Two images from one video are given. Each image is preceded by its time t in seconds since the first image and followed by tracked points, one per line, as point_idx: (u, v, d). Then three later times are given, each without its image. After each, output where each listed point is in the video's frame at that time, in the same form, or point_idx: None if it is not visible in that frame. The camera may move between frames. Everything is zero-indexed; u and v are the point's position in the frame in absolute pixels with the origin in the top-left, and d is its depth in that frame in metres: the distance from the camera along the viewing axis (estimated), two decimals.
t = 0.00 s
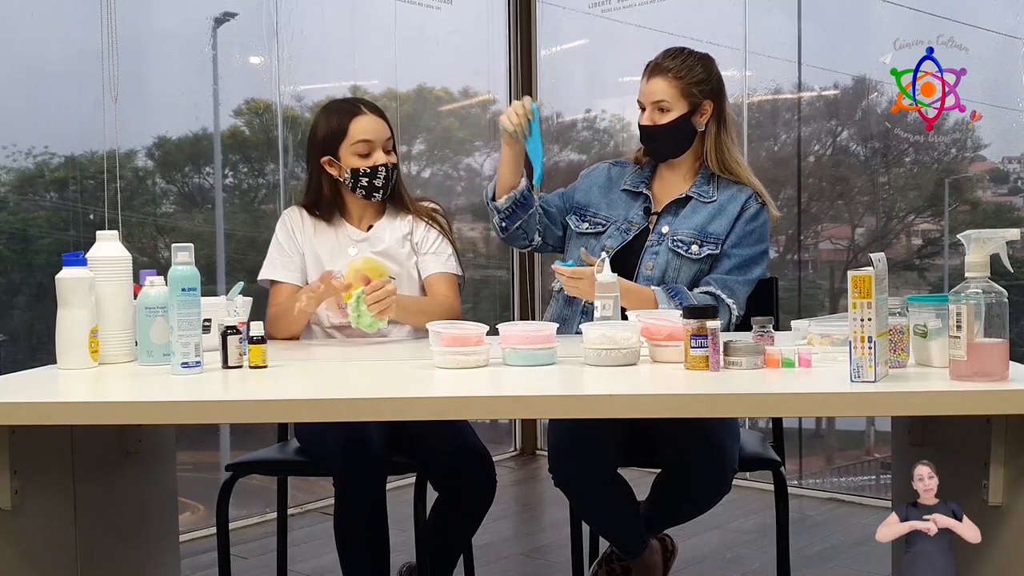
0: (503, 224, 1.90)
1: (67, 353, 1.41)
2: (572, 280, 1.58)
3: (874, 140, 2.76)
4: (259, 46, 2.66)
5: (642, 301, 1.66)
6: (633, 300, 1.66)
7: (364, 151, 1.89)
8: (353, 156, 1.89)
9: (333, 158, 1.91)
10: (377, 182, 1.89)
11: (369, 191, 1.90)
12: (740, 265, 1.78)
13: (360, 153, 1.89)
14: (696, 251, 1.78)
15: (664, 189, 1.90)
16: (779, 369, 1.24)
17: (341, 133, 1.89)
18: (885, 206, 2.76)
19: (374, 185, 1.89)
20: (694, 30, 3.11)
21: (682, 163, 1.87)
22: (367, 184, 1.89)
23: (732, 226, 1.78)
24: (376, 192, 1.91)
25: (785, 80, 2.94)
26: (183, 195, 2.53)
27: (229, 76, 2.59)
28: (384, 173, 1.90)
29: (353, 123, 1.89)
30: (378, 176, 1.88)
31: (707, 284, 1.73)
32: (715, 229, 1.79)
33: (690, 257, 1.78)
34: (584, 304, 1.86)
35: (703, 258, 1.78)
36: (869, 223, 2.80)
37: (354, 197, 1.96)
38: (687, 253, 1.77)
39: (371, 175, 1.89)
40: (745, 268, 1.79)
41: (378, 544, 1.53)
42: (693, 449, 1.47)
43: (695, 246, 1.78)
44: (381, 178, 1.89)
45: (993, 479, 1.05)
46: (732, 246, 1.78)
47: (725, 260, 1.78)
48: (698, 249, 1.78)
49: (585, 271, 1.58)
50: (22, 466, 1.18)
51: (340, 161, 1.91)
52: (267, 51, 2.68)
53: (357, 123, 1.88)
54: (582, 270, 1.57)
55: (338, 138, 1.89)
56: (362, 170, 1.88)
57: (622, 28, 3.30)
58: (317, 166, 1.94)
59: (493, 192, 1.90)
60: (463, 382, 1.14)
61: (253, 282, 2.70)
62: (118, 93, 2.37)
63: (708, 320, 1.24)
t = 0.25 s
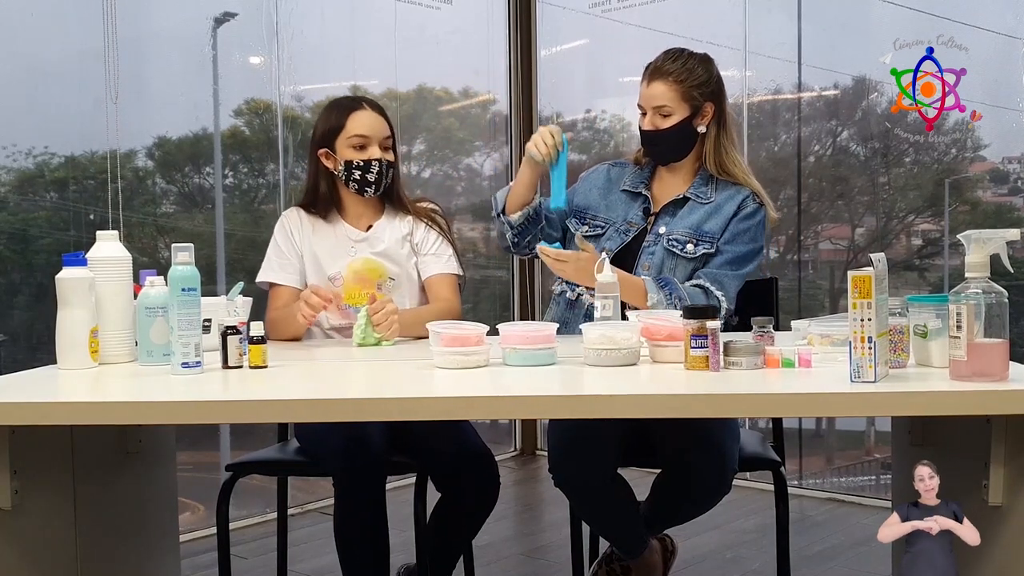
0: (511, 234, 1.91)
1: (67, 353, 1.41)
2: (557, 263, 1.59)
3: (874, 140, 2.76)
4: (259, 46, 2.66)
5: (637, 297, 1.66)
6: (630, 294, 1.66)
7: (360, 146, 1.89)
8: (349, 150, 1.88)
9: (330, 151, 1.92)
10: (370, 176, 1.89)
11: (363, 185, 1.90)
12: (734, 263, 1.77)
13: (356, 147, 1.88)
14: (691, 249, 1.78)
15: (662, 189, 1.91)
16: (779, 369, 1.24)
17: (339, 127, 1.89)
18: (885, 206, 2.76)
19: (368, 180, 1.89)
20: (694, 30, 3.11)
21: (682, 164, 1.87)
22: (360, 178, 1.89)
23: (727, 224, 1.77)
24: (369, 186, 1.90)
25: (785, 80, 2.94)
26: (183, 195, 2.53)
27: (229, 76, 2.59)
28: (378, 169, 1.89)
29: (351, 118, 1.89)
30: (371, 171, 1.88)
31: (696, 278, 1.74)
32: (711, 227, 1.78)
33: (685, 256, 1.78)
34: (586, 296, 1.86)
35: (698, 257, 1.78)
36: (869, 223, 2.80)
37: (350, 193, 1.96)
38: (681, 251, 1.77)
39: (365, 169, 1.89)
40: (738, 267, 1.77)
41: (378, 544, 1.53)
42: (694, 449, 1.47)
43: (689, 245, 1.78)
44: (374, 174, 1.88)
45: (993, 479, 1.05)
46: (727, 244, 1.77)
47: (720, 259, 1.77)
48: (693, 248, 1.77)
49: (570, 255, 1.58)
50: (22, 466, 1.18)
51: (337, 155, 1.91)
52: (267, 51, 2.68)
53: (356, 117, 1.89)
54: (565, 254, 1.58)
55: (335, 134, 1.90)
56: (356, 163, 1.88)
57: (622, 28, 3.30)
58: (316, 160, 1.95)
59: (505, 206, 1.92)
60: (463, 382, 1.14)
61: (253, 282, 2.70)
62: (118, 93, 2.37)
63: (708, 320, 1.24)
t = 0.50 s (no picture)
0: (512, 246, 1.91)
1: (67, 353, 1.41)
2: (559, 249, 1.62)
3: (874, 140, 2.76)
4: (259, 46, 2.66)
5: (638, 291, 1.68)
6: (630, 288, 1.67)
7: (361, 145, 1.89)
8: (350, 149, 1.89)
9: (333, 150, 1.92)
10: (369, 176, 1.89)
11: (362, 184, 1.90)
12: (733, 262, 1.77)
13: (358, 146, 1.89)
14: (690, 250, 1.78)
15: (661, 188, 1.91)
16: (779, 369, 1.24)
17: (342, 127, 1.90)
18: (885, 205, 2.76)
19: (366, 179, 1.89)
20: (694, 30, 3.11)
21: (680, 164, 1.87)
22: (359, 177, 1.89)
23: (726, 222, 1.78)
24: (368, 185, 1.91)
25: (785, 80, 2.94)
26: (183, 195, 2.53)
27: (229, 76, 2.59)
28: (377, 168, 1.89)
29: (354, 117, 1.89)
30: (371, 170, 1.88)
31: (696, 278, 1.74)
32: (709, 226, 1.79)
33: (684, 256, 1.78)
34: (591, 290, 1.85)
35: (697, 257, 1.78)
36: (869, 223, 2.80)
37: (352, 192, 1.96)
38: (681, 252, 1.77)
39: (365, 169, 1.89)
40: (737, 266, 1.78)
41: (378, 544, 1.53)
42: (694, 448, 1.47)
43: (689, 245, 1.78)
44: (373, 174, 1.89)
45: (993, 479, 1.05)
46: (726, 243, 1.78)
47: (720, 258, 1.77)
48: (692, 248, 1.78)
49: (573, 244, 1.61)
50: (22, 466, 1.18)
51: (339, 153, 1.92)
52: (267, 51, 2.68)
53: (358, 117, 1.89)
54: (568, 242, 1.61)
55: (337, 133, 1.90)
56: (356, 161, 1.88)
57: (622, 28, 3.30)
58: (319, 160, 1.95)
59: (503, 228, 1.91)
60: (463, 382, 1.14)
61: (253, 282, 2.70)
62: (118, 93, 2.37)
63: (708, 320, 1.24)
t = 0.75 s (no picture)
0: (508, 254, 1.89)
1: (67, 354, 1.41)
2: (558, 251, 1.61)
3: (874, 140, 2.76)
4: (259, 46, 2.66)
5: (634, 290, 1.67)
6: (627, 287, 1.67)
7: (354, 151, 1.87)
8: (344, 157, 1.88)
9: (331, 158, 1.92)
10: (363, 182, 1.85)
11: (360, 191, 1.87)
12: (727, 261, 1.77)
13: (349, 153, 1.87)
14: (685, 250, 1.78)
15: (655, 189, 1.91)
16: (779, 369, 1.24)
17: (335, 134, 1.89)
18: (885, 206, 2.76)
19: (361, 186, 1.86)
20: (694, 30, 3.11)
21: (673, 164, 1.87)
22: (354, 184, 1.86)
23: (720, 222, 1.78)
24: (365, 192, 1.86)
25: (785, 81, 2.94)
26: (183, 195, 2.53)
27: (229, 76, 2.59)
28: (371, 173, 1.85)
29: (344, 125, 1.87)
30: (364, 177, 1.84)
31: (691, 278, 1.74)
32: (703, 226, 1.78)
33: (679, 257, 1.78)
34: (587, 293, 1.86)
35: (692, 257, 1.78)
36: (869, 223, 2.80)
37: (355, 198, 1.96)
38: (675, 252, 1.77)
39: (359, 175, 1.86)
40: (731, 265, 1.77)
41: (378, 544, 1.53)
42: (694, 449, 1.47)
43: (683, 245, 1.78)
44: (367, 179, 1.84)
45: (993, 479, 1.05)
46: (720, 242, 1.78)
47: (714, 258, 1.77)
48: (687, 248, 1.78)
49: (571, 246, 1.60)
50: (22, 466, 1.18)
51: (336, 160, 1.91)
52: (267, 51, 2.68)
53: (348, 124, 1.87)
54: (567, 244, 1.60)
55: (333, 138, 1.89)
56: (350, 168, 1.86)
57: (622, 28, 3.30)
58: (321, 168, 1.96)
59: (501, 241, 1.90)
60: (463, 382, 1.14)
61: (253, 282, 2.70)
62: (118, 93, 2.37)
63: (708, 320, 1.24)
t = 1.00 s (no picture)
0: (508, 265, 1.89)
1: (67, 353, 1.41)
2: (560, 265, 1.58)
3: (874, 140, 2.76)
4: (259, 46, 2.66)
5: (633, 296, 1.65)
6: (627, 293, 1.64)
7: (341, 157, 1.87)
8: (334, 164, 1.88)
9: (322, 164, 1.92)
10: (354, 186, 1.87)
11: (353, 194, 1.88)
12: (726, 259, 1.76)
13: (337, 160, 1.87)
14: (682, 251, 1.78)
15: (649, 190, 1.92)
16: (779, 369, 1.24)
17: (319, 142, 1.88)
18: (885, 205, 2.76)
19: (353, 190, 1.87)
20: (694, 30, 3.11)
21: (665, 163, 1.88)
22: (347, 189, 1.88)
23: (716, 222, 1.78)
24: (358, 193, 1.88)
25: (785, 80, 2.94)
26: (183, 195, 2.53)
27: (229, 76, 2.59)
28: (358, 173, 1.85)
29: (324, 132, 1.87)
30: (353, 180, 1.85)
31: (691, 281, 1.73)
32: (700, 227, 1.79)
33: (676, 258, 1.78)
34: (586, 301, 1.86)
35: (689, 258, 1.78)
36: (869, 223, 2.80)
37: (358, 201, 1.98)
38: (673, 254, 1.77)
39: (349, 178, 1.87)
40: (730, 265, 1.77)
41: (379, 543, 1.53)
42: (694, 450, 1.47)
43: (680, 247, 1.78)
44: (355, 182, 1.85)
45: (993, 479, 1.05)
46: (718, 242, 1.77)
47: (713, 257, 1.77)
48: (684, 250, 1.77)
49: (574, 257, 1.57)
50: (22, 466, 1.18)
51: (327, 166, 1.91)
52: (267, 51, 2.68)
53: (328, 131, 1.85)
54: (568, 256, 1.57)
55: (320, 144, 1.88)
56: (339, 174, 1.87)
57: (622, 28, 3.30)
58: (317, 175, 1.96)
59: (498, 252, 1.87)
60: (463, 382, 1.14)
61: (253, 282, 2.70)
62: (118, 93, 2.37)
63: (708, 320, 1.24)
